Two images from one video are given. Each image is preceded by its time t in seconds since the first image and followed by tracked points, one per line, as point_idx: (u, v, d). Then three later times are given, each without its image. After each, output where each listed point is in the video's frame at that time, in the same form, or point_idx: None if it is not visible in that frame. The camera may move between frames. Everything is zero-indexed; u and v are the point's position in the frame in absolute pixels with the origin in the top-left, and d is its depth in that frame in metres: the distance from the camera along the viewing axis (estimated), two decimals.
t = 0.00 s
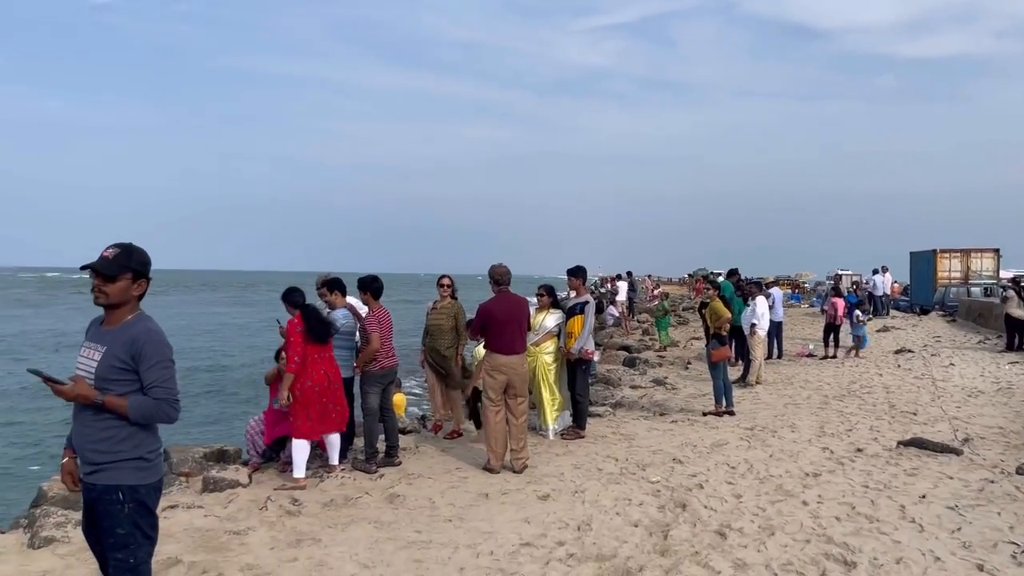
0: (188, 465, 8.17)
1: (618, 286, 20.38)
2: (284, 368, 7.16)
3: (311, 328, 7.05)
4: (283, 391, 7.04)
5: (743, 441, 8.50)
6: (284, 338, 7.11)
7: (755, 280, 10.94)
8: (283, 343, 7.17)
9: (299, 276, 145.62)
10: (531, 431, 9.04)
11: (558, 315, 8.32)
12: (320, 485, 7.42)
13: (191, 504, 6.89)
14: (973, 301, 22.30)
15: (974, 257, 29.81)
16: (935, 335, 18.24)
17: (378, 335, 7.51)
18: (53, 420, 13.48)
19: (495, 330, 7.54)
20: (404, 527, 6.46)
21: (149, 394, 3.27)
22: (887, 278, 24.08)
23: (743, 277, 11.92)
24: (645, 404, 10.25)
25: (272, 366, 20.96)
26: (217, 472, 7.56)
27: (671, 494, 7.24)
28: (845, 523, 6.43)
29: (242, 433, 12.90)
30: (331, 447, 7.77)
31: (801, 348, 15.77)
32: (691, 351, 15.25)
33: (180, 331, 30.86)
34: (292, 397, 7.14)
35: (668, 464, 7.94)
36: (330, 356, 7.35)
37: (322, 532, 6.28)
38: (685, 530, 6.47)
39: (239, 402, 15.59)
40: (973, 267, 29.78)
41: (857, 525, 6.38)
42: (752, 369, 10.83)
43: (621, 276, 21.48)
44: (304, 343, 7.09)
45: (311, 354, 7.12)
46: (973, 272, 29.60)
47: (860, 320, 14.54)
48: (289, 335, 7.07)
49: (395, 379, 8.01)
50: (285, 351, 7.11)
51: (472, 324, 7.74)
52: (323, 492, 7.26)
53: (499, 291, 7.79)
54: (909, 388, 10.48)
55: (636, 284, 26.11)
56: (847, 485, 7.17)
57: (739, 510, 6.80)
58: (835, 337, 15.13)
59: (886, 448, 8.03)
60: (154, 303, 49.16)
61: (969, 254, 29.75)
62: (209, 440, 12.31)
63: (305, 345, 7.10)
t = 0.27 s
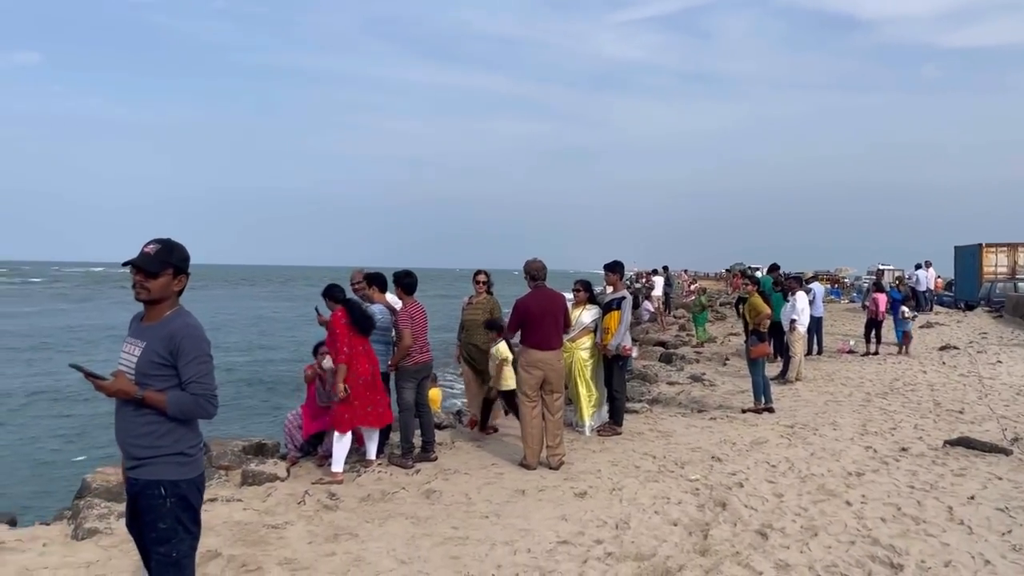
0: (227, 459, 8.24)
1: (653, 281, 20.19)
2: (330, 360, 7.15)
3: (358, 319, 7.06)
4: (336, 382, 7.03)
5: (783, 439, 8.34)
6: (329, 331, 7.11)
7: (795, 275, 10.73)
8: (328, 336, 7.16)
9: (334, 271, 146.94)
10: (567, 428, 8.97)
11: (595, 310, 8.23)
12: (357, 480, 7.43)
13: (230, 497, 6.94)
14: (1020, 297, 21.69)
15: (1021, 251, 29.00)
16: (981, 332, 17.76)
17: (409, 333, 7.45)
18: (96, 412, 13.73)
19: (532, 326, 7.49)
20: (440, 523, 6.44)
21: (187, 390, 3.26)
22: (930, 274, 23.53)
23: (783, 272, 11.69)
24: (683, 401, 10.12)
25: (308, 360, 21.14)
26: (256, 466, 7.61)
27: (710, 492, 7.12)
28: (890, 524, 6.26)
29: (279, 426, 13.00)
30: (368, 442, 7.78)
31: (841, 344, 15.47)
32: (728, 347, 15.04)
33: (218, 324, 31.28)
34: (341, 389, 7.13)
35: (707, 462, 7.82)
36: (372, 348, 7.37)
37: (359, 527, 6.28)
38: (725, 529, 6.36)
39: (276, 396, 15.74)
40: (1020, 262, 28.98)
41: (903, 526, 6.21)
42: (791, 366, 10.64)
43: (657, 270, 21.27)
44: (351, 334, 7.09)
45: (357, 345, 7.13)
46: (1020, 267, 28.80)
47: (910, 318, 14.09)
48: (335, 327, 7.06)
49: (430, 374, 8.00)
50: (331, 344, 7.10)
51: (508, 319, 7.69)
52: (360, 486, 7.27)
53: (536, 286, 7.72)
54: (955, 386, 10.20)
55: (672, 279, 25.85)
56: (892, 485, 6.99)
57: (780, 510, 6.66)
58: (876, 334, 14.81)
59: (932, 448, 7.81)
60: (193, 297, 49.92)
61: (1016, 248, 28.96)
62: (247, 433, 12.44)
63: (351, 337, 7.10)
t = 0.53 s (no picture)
0: (265, 451, 8.32)
1: (690, 276, 19.95)
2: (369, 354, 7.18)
3: (397, 313, 7.09)
4: (379, 376, 7.07)
5: (825, 437, 8.17)
6: (368, 326, 7.14)
7: (836, 269, 10.49)
8: (366, 331, 7.19)
9: (370, 266, 148.07)
10: (603, 424, 8.89)
11: (632, 305, 8.14)
12: (394, 474, 7.45)
13: (268, 490, 6.99)
14: None
15: None
16: None
17: (439, 329, 7.43)
18: (138, 405, 13.97)
19: (569, 321, 7.42)
20: (477, 518, 6.42)
21: (222, 383, 3.26)
22: (976, 269, 22.94)
23: (825, 267, 11.46)
24: (721, 397, 9.98)
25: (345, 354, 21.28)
26: (294, 459, 7.67)
27: (750, 490, 7.00)
28: (937, 525, 6.09)
29: (316, 420, 13.10)
30: (405, 436, 7.79)
31: (883, 340, 15.13)
32: (767, 343, 14.80)
33: (257, 318, 31.66)
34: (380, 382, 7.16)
35: (746, 459, 7.69)
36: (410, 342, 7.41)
37: (396, 521, 6.28)
38: (766, 528, 6.24)
39: (313, 390, 15.88)
40: None
41: (950, 527, 6.04)
42: (832, 362, 10.43)
43: (694, 265, 21.02)
44: (389, 328, 7.11)
45: (396, 339, 7.15)
46: None
47: (962, 315, 13.65)
48: (373, 321, 7.09)
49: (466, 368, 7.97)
50: (370, 338, 7.13)
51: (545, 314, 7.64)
52: (396, 480, 7.28)
53: (572, 281, 7.65)
54: (1003, 384, 9.91)
55: (708, 274, 25.53)
56: (938, 485, 6.80)
57: (822, 509, 6.53)
58: (919, 329, 14.45)
59: (980, 447, 7.59)
60: (232, 292, 50.66)
61: None
62: (284, 427, 12.55)
63: (390, 330, 7.12)
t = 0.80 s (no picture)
0: (303, 445, 8.39)
1: (729, 271, 19.69)
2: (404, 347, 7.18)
3: (432, 307, 7.08)
4: (407, 367, 7.03)
5: (868, 435, 7.99)
6: (404, 319, 7.14)
7: (881, 265, 10.13)
8: (402, 324, 7.20)
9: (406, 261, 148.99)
10: (641, 420, 8.81)
11: (670, 300, 8.04)
12: (429, 468, 7.45)
13: (305, 483, 7.05)
14: None
15: None
16: None
17: (474, 318, 7.44)
18: (180, 398, 14.21)
19: (605, 316, 7.35)
20: (512, 514, 6.39)
21: (256, 377, 3.27)
22: None
23: (868, 261, 11.21)
24: (760, 394, 9.82)
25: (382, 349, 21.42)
26: (331, 452, 7.72)
27: (790, 489, 6.87)
28: (985, 527, 5.91)
29: (353, 414, 13.20)
30: (441, 430, 7.79)
31: (929, 337, 14.77)
32: (808, 339, 14.55)
33: (296, 313, 32.05)
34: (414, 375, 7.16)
35: (786, 457, 7.55)
36: (447, 338, 7.37)
37: (432, 516, 6.28)
38: (807, 528, 6.11)
39: (351, 384, 16.00)
40: None
41: (999, 529, 5.85)
42: (875, 359, 10.21)
43: (733, 260, 20.74)
44: (425, 322, 7.10)
45: (431, 333, 7.14)
46: None
47: (1012, 311, 13.25)
48: (409, 315, 7.09)
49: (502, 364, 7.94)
50: (405, 331, 7.14)
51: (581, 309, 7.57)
52: (432, 475, 7.28)
53: (608, 276, 7.56)
54: None
55: (748, 269, 25.18)
56: (987, 485, 6.60)
57: (865, 509, 6.37)
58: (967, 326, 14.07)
59: None
60: (272, 286, 51.33)
61: None
62: (322, 420, 12.66)
63: (425, 324, 7.11)
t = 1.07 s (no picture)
0: (343, 440, 8.48)
1: (771, 267, 19.39)
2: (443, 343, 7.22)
3: (471, 303, 7.11)
4: (445, 363, 7.06)
5: (914, 435, 7.81)
6: (442, 315, 7.19)
7: (929, 260, 10.12)
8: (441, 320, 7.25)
9: (446, 257, 149.62)
10: (681, 418, 8.73)
11: (711, 297, 7.96)
12: (468, 464, 7.48)
13: (345, 478, 7.12)
14: None
15: None
16: None
17: (520, 312, 7.46)
18: (225, 392, 14.46)
19: (645, 313, 7.29)
20: (550, 511, 6.38)
21: (297, 373, 3.30)
22: None
23: (916, 258, 10.95)
24: (803, 392, 9.65)
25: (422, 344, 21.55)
26: (370, 447, 7.79)
27: (833, 489, 6.74)
28: None
29: (393, 409, 13.30)
30: (480, 427, 7.81)
31: (979, 335, 14.37)
32: (852, 337, 14.26)
33: (337, 309, 32.41)
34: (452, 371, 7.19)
35: (829, 457, 7.41)
36: (486, 334, 7.39)
37: (470, 512, 6.30)
38: (850, 529, 5.99)
39: (391, 379, 16.12)
40: None
41: None
42: (922, 358, 9.97)
43: (775, 256, 20.43)
44: (463, 318, 7.13)
45: (469, 329, 7.16)
46: None
47: None
48: (447, 310, 7.14)
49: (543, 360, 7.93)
50: (444, 327, 7.18)
51: (620, 305, 7.52)
52: (470, 471, 7.30)
53: (648, 273, 7.50)
54: None
55: (791, 265, 24.78)
56: None
57: (910, 511, 6.23)
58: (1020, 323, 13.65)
59: None
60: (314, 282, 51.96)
61: None
62: (362, 415, 12.78)
63: (463, 320, 7.14)
